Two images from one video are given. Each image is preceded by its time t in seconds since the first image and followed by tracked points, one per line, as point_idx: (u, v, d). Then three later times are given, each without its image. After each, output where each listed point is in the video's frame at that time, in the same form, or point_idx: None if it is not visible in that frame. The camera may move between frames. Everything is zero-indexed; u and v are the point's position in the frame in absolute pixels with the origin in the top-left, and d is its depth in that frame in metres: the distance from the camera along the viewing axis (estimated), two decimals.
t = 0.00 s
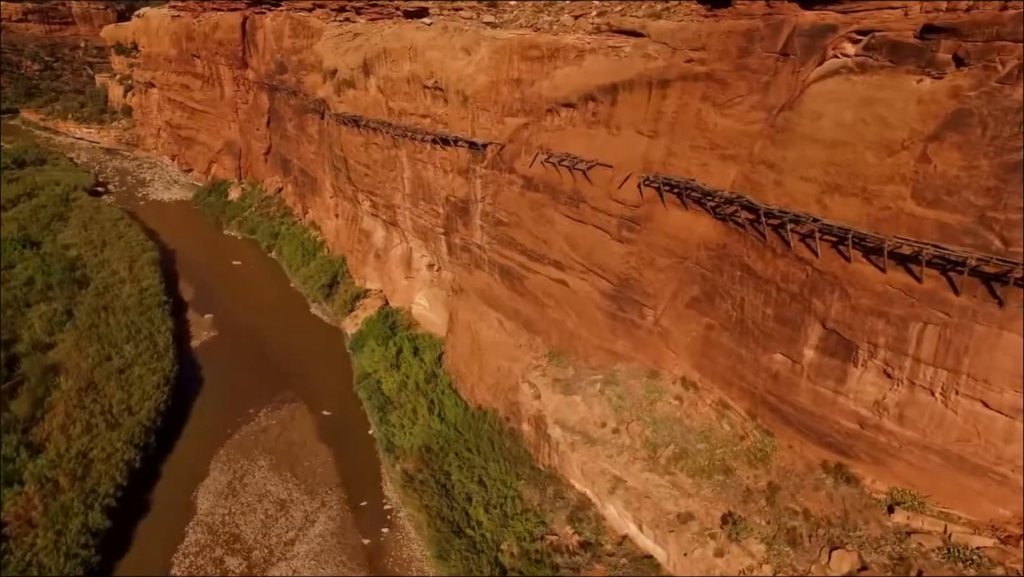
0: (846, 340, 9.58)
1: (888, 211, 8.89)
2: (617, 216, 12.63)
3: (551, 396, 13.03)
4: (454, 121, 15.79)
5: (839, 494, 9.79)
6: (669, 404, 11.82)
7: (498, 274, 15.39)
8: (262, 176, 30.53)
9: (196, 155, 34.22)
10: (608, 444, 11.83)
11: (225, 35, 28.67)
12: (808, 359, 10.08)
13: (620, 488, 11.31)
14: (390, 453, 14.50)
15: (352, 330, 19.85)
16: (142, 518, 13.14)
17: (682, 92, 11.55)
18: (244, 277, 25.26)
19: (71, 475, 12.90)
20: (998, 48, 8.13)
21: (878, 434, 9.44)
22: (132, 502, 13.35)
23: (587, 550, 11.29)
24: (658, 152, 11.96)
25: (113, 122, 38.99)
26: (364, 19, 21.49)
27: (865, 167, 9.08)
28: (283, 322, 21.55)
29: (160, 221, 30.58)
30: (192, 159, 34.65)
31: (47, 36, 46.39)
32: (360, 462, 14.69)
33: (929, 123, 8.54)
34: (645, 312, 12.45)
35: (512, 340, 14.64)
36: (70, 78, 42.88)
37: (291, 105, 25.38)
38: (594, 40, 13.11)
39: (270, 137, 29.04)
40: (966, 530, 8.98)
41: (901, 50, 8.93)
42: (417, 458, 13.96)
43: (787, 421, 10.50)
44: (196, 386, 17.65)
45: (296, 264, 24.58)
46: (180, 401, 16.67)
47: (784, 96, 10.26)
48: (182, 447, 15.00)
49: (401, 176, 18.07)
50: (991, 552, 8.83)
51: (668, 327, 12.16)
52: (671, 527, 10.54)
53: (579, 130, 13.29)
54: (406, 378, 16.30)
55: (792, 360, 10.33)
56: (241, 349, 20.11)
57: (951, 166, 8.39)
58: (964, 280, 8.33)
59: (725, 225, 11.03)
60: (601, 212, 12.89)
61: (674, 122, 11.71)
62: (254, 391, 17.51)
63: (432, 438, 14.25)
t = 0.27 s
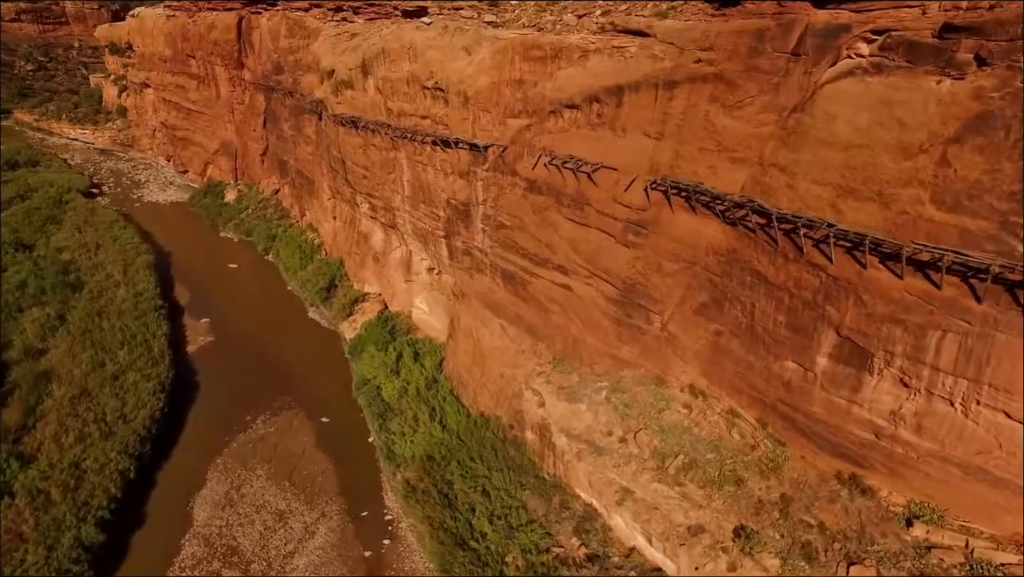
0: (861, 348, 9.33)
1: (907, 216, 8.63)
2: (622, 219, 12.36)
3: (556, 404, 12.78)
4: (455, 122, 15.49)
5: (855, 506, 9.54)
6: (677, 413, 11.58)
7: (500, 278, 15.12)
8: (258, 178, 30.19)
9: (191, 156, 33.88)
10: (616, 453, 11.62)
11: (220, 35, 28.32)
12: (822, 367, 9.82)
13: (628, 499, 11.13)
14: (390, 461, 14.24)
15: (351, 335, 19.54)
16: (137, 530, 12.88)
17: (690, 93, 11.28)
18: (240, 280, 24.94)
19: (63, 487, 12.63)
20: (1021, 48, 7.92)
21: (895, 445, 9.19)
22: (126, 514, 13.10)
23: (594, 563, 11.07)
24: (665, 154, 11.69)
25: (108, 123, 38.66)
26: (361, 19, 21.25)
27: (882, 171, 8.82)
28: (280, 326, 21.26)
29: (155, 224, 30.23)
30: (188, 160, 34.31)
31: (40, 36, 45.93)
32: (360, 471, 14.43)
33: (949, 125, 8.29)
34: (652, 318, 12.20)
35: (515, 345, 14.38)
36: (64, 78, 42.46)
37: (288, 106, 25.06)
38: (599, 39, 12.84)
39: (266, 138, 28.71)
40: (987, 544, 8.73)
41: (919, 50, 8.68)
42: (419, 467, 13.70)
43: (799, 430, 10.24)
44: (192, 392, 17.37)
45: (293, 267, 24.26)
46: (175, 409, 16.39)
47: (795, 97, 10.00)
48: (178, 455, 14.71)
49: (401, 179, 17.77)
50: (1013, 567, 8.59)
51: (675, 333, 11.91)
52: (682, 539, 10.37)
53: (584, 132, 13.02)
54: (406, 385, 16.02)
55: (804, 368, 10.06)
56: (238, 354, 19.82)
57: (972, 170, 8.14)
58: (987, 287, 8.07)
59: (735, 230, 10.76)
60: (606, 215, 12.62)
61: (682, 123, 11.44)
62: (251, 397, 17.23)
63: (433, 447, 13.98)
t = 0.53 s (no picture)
0: (880, 358, 9.04)
1: (929, 221, 8.35)
2: (630, 223, 12.07)
3: (562, 412, 12.51)
4: (458, 123, 15.18)
5: (874, 521, 9.26)
6: (687, 422, 11.30)
7: (504, 283, 14.83)
8: (257, 179, 29.89)
9: (189, 157, 33.56)
10: (624, 464, 11.34)
11: (219, 35, 28.00)
12: (839, 377, 9.53)
13: (637, 511, 10.86)
14: (393, 471, 13.99)
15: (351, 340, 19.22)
16: (134, 543, 12.70)
17: (700, 94, 10.99)
18: (239, 282, 24.67)
19: (57, 498, 12.39)
20: None
21: (915, 458, 8.91)
22: (123, 526, 12.90)
23: None
24: (675, 157, 11.41)
25: (106, 124, 38.40)
26: (361, 17, 20.91)
27: (903, 175, 8.55)
28: (279, 329, 20.98)
29: (154, 226, 29.94)
30: (186, 161, 33.99)
31: (37, 36, 45.57)
32: (362, 480, 14.21)
33: (975, 128, 8.01)
34: (661, 325, 11.92)
35: (519, 352, 14.11)
36: (61, 78, 42.12)
37: (287, 106, 24.76)
38: (606, 39, 12.56)
39: (265, 139, 28.41)
40: (1013, 562, 8.45)
41: (941, 49, 8.40)
42: (423, 476, 13.44)
43: (814, 441, 9.96)
44: (190, 398, 17.14)
45: (293, 269, 23.94)
46: (172, 416, 16.15)
47: (810, 98, 9.72)
48: (175, 465, 14.55)
49: (402, 181, 17.46)
50: None
51: (685, 340, 11.63)
52: (693, 554, 10.10)
53: (591, 134, 12.74)
54: (408, 391, 15.74)
55: (820, 378, 9.77)
56: (237, 358, 19.55)
57: (998, 174, 7.87)
58: (1014, 296, 7.79)
59: (748, 235, 10.48)
60: (614, 219, 12.34)
61: (692, 125, 11.15)
62: (250, 403, 16.98)
63: (436, 456, 13.74)
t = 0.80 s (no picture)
0: (900, 369, 8.74)
1: (953, 228, 8.07)
2: (639, 228, 11.78)
3: (569, 422, 12.24)
4: (461, 125, 14.87)
5: (893, 537, 8.98)
6: (699, 433, 11.00)
7: (508, 288, 14.53)
8: (256, 181, 29.55)
9: (187, 158, 33.23)
10: (633, 476, 11.06)
11: (216, 36, 27.65)
12: (857, 388, 9.23)
13: (648, 525, 10.59)
14: (395, 481, 13.73)
15: (351, 345, 18.89)
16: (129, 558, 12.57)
17: (712, 96, 10.67)
18: (238, 285, 24.37)
19: (50, 511, 12.18)
20: None
21: (937, 472, 8.62)
22: (118, 540, 12.78)
23: None
24: (685, 160, 11.12)
25: (103, 125, 38.19)
26: (360, 18, 20.69)
27: (925, 180, 8.26)
28: (278, 333, 20.70)
29: (152, 228, 29.62)
30: (184, 162, 33.65)
31: (35, 37, 45.21)
32: (363, 490, 14.01)
33: (1002, 131, 7.71)
34: (671, 332, 11.64)
35: (524, 359, 13.82)
36: (59, 79, 41.78)
37: (285, 108, 24.44)
38: (613, 39, 12.27)
39: (264, 141, 28.08)
40: None
41: (965, 49, 8.07)
42: (426, 487, 13.18)
43: (831, 453, 9.66)
44: (188, 405, 16.91)
45: (292, 272, 23.61)
46: (169, 423, 15.92)
47: (826, 100, 9.41)
48: (171, 475, 14.39)
49: (404, 184, 17.12)
50: None
51: (696, 348, 11.35)
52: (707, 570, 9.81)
53: (598, 137, 12.44)
54: (411, 399, 15.43)
55: (836, 389, 9.47)
56: (235, 363, 19.28)
57: None
58: None
59: (761, 240, 10.18)
60: (621, 224, 12.05)
61: (702, 128, 10.85)
62: (249, 410, 16.74)
63: (440, 466, 13.45)
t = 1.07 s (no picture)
0: (922, 381, 8.44)
1: (980, 237, 7.77)
2: (647, 234, 11.49)
3: (576, 432, 11.95)
4: (463, 128, 14.55)
5: (915, 555, 8.68)
6: (710, 445, 10.71)
7: (512, 294, 14.23)
8: (254, 182, 29.22)
9: (185, 159, 32.90)
10: (643, 489, 10.78)
11: (214, 36, 27.32)
12: (876, 400, 8.92)
13: (659, 540, 10.30)
14: (398, 492, 13.56)
15: (351, 351, 18.59)
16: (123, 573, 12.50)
17: (724, 98, 10.36)
18: (237, 289, 24.08)
19: (42, 526, 12.06)
20: None
21: (960, 488, 8.32)
22: (112, 554, 12.72)
23: None
24: (695, 164, 10.81)
25: (100, 126, 37.95)
26: (360, 17, 20.36)
27: (949, 186, 7.98)
28: (278, 337, 20.42)
29: (149, 230, 29.31)
30: (181, 164, 33.32)
31: (32, 37, 44.86)
32: (365, 501, 13.82)
33: None
34: (681, 340, 11.34)
35: (529, 367, 13.52)
36: (56, 79, 41.49)
37: (284, 109, 24.11)
38: (620, 39, 11.96)
39: (263, 142, 27.75)
40: None
41: (992, 49, 7.76)
42: (429, 499, 12.97)
43: (848, 467, 9.36)
44: (186, 412, 16.68)
45: (291, 275, 23.30)
46: (166, 431, 15.72)
47: (844, 103, 9.10)
48: (168, 486, 14.29)
49: (405, 187, 16.80)
50: None
51: (707, 357, 11.06)
52: None
53: (604, 140, 12.14)
54: (412, 407, 15.17)
55: (854, 401, 9.17)
56: (233, 368, 19.02)
57: None
58: None
59: (775, 247, 9.88)
60: (629, 229, 11.75)
61: (714, 130, 10.53)
62: (247, 417, 16.50)
63: (443, 477, 13.21)
